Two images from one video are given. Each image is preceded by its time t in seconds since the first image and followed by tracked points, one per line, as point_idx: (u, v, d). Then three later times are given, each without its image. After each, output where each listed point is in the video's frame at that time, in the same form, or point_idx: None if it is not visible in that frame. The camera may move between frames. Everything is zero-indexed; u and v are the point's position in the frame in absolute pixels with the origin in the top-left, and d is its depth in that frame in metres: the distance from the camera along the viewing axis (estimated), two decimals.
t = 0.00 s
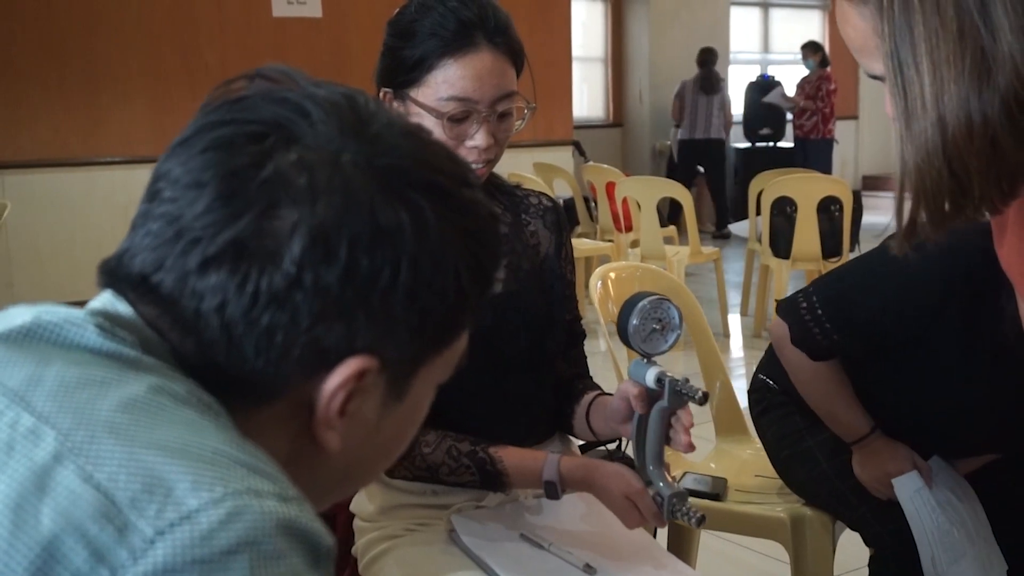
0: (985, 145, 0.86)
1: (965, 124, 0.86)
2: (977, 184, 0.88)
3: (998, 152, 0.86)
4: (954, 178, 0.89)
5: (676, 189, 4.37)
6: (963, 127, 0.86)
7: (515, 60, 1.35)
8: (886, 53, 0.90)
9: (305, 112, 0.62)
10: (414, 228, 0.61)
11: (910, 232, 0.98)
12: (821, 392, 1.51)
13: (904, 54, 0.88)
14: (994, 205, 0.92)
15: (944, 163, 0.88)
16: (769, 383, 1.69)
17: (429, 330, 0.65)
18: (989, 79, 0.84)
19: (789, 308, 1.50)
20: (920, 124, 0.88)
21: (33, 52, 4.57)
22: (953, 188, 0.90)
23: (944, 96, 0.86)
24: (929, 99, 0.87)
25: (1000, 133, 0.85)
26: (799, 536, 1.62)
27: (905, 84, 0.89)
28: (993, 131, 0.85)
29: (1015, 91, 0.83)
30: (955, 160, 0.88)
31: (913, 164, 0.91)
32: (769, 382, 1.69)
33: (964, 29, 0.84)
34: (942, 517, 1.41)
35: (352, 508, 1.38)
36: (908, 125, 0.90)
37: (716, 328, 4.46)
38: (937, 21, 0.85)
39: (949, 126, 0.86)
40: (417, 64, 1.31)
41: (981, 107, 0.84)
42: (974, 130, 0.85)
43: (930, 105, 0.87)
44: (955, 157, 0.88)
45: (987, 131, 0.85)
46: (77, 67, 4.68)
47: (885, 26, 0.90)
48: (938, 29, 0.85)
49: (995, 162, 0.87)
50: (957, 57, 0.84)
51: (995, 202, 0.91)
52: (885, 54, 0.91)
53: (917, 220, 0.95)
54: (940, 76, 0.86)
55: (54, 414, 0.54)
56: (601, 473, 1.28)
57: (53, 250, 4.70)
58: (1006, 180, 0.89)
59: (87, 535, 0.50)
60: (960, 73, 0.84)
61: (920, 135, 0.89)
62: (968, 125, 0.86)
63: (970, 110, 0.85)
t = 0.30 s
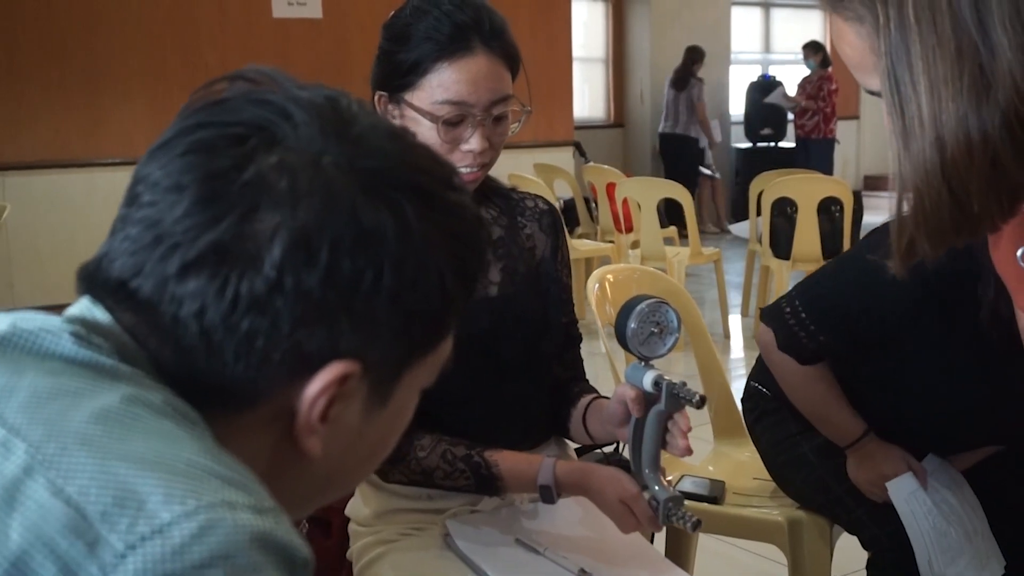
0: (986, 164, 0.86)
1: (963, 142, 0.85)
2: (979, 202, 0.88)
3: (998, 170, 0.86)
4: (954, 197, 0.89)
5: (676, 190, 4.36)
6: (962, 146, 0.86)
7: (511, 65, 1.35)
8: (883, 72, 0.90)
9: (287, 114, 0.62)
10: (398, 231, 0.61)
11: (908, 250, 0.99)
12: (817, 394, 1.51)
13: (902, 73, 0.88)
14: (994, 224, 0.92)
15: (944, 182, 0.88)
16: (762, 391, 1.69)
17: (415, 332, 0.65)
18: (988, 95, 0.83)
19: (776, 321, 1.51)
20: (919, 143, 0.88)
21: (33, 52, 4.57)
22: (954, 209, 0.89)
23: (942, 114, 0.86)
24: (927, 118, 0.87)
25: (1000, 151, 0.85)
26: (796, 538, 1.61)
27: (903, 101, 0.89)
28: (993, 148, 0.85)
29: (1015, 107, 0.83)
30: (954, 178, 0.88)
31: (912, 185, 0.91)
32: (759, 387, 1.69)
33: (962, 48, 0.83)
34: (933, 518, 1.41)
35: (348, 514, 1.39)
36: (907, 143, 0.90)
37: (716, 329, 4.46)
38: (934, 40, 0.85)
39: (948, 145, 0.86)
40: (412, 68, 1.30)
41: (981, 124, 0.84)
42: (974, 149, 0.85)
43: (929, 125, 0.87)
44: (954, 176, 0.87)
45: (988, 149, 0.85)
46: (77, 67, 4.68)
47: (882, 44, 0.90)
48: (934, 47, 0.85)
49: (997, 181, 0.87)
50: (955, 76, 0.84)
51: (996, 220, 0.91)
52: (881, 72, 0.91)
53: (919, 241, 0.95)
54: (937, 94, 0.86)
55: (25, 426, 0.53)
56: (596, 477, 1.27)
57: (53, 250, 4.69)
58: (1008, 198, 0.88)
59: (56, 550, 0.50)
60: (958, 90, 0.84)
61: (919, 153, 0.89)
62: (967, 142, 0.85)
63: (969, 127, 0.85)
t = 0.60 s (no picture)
0: (996, 178, 0.84)
1: (973, 157, 0.84)
2: (989, 216, 0.87)
3: (1009, 184, 0.84)
4: (965, 213, 0.87)
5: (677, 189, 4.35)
6: (972, 161, 0.84)
7: (509, 62, 1.34)
8: (893, 84, 0.89)
9: (267, 96, 0.61)
10: (382, 208, 0.60)
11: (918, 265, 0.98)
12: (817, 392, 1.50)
13: (911, 85, 0.87)
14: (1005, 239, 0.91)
15: (954, 198, 0.87)
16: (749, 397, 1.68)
17: (404, 311, 0.64)
18: (999, 108, 0.82)
19: (757, 317, 1.49)
20: (928, 157, 0.87)
21: (33, 52, 4.57)
22: (964, 223, 0.88)
23: (950, 128, 0.84)
24: (936, 132, 0.85)
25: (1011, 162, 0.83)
26: (796, 537, 1.60)
27: (910, 110, 0.88)
28: (1004, 163, 0.83)
29: None
30: (964, 193, 0.86)
31: (920, 200, 0.90)
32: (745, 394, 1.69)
33: (972, 60, 0.82)
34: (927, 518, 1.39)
35: (345, 515, 1.38)
36: (917, 157, 0.89)
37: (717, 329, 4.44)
38: (943, 53, 0.83)
39: (957, 159, 0.85)
40: (410, 65, 1.30)
41: (990, 135, 0.82)
42: (983, 160, 0.83)
43: (938, 139, 0.86)
44: (964, 188, 0.86)
45: (999, 160, 0.83)
46: (77, 67, 4.68)
47: (892, 56, 0.88)
48: (944, 60, 0.83)
49: (1010, 197, 0.85)
50: (964, 87, 0.82)
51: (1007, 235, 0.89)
52: (891, 85, 0.90)
53: (929, 255, 0.94)
54: (946, 104, 0.84)
55: None
56: (595, 477, 1.26)
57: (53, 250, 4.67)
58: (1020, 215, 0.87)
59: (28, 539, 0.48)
60: (966, 100, 0.83)
61: (928, 167, 0.87)
62: (977, 156, 0.84)
63: (979, 141, 0.83)
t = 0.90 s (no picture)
0: (997, 177, 0.90)
1: (972, 158, 0.89)
2: (988, 214, 0.92)
3: (1007, 183, 0.90)
4: (963, 213, 0.93)
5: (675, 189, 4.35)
6: (971, 161, 0.89)
7: (502, 62, 1.34)
8: (890, 87, 0.93)
9: (183, 51, 0.61)
10: (308, 159, 0.60)
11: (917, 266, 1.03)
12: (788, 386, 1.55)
13: (908, 87, 0.91)
14: (1001, 237, 0.96)
15: (953, 199, 0.92)
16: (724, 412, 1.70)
17: (341, 265, 0.64)
18: (998, 109, 0.86)
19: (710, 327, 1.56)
20: (924, 156, 0.92)
21: (33, 52, 4.56)
22: (962, 224, 0.94)
23: (950, 130, 0.89)
24: (935, 133, 0.90)
25: (1010, 163, 0.88)
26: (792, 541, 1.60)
27: (909, 111, 0.92)
28: (1002, 164, 0.89)
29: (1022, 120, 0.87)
30: (964, 196, 0.92)
31: (919, 203, 0.95)
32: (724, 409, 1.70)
33: (971, 62, 0.86)
34: (910, 508, 1.40)
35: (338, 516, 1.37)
36: (914, 157, 0.93)
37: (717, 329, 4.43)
38: (941, 55, 0.88)
39: (956, 160, 0.90)
40: (402, 64, 1.29)
41: (990, 137, 0.88)
42: (983, 159, 0.89)
43: (936, 141, 0.90)
44: (963, 190, 0.91)
45: (998, 162, 0.89)
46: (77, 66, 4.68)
47: (888, 57, 0.93)
48: (942, 63, 0.88)
49: (1007, 193, 0.91)
50: (963, 89, 0.87)
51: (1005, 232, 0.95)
52: (888, 86, 0.94)
53: (925, 254, 1.00)
54: (946, 107, 0.88)
55: None
56: (588, 477, 1.25)
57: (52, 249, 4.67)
58: (1016, 215, 0.93)
59: None
60: (966, 103, 0.87)
61: (925, 168, 0.92)
62: (976, 157, 0.89)
63: (978, 142, 0.88)
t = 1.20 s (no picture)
0: (991, 165, 0.93)
1: (963, 138, 0.92)
2: (984, 198, 0.96)
3: (1000, 162, 0.93)
4: (957, 191, 0.96)
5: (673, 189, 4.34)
6: (961, 143, 0.92)
7: (495, 65, 1.34)
8: (882, 66, 0.95)
9: (86, 16, 0.59)
10: (222, 120, 0.59)
11: (914, 257, 1.06)
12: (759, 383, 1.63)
13: (900, 68, 0.93)
14: (994, 215, 0.99)
15: (945, 176, 0.95)
16: (708, 423, 1.76)
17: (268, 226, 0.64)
18: (987, 90, 0.89)
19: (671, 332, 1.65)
20: (917, 138, 0.95)
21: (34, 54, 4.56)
22: (956, 203, 0.97)
23: (942, 111, 0.92)
24: (927, 114, 0.93)
25: (1004, 149, 0.92)
26: (787, 546, 1.59)
27: (898, 105, 0.95)
28: (993, 143, 0.91)
29: (1015, 101, 0.89)
30: (957, 175, 0.95)
31: (912, 186, 0.98)
32: (709, 422, 1.76)
33: (960, 43, 0.89)
34: (887, 488, 1.44)
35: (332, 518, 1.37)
36: (908, 138, 0.96)
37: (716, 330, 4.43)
38: (933, 37, 0.90)
39: (947, 141, 0.93)
40: (394, 66, 1.29)
41: (981, 118, 0.90)
42: (975, 144, 0.92)
43: (928, 122, 0.93)
44: (956, 174, 0.94)
45: (990, 143, 0.91)
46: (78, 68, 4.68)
47: (881, 38, 0.94)
48: (932, 43, 0.90)
49: (999, 172, 0.94)
50: (953, 69, 0.90)
51: (1000, 217, 0.99)
52: (881, 67, 0.96)
53: (919, 239, 1.03)
54: (937, 97, 0.92)
55: None
56: (581, 480, 1.24)
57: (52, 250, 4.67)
58: (1009, 194, 0.96)
59: None
60: (956, 93, 0.90)
61: (918, 148, 0.95)
62: (966, 138, 0.92)
63: (969, 122, 0.91)
